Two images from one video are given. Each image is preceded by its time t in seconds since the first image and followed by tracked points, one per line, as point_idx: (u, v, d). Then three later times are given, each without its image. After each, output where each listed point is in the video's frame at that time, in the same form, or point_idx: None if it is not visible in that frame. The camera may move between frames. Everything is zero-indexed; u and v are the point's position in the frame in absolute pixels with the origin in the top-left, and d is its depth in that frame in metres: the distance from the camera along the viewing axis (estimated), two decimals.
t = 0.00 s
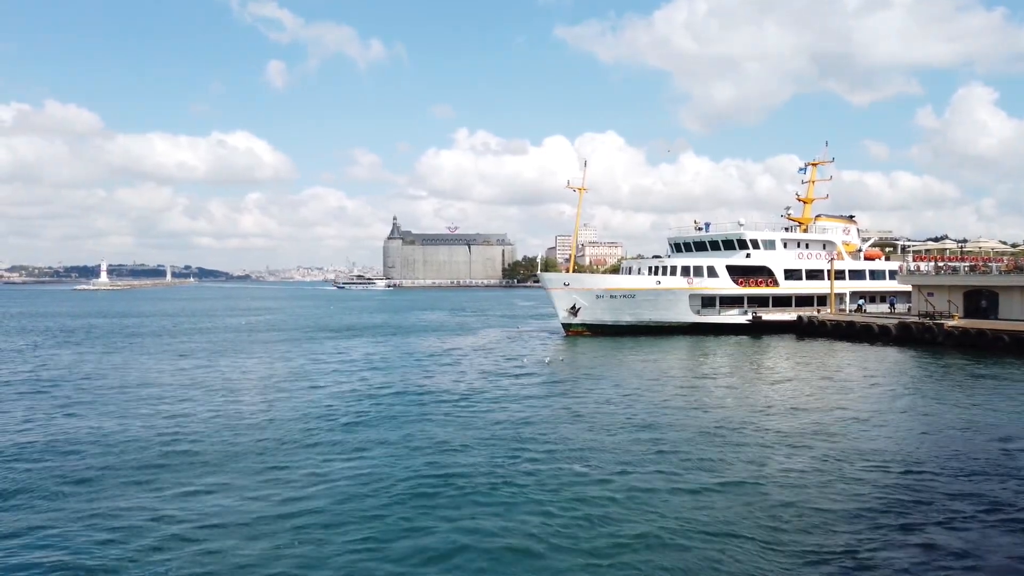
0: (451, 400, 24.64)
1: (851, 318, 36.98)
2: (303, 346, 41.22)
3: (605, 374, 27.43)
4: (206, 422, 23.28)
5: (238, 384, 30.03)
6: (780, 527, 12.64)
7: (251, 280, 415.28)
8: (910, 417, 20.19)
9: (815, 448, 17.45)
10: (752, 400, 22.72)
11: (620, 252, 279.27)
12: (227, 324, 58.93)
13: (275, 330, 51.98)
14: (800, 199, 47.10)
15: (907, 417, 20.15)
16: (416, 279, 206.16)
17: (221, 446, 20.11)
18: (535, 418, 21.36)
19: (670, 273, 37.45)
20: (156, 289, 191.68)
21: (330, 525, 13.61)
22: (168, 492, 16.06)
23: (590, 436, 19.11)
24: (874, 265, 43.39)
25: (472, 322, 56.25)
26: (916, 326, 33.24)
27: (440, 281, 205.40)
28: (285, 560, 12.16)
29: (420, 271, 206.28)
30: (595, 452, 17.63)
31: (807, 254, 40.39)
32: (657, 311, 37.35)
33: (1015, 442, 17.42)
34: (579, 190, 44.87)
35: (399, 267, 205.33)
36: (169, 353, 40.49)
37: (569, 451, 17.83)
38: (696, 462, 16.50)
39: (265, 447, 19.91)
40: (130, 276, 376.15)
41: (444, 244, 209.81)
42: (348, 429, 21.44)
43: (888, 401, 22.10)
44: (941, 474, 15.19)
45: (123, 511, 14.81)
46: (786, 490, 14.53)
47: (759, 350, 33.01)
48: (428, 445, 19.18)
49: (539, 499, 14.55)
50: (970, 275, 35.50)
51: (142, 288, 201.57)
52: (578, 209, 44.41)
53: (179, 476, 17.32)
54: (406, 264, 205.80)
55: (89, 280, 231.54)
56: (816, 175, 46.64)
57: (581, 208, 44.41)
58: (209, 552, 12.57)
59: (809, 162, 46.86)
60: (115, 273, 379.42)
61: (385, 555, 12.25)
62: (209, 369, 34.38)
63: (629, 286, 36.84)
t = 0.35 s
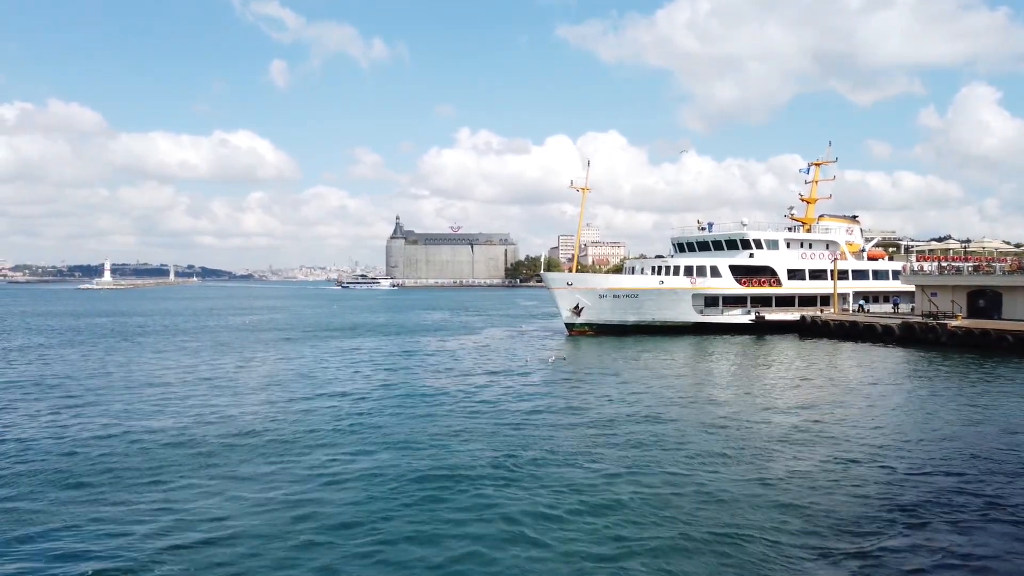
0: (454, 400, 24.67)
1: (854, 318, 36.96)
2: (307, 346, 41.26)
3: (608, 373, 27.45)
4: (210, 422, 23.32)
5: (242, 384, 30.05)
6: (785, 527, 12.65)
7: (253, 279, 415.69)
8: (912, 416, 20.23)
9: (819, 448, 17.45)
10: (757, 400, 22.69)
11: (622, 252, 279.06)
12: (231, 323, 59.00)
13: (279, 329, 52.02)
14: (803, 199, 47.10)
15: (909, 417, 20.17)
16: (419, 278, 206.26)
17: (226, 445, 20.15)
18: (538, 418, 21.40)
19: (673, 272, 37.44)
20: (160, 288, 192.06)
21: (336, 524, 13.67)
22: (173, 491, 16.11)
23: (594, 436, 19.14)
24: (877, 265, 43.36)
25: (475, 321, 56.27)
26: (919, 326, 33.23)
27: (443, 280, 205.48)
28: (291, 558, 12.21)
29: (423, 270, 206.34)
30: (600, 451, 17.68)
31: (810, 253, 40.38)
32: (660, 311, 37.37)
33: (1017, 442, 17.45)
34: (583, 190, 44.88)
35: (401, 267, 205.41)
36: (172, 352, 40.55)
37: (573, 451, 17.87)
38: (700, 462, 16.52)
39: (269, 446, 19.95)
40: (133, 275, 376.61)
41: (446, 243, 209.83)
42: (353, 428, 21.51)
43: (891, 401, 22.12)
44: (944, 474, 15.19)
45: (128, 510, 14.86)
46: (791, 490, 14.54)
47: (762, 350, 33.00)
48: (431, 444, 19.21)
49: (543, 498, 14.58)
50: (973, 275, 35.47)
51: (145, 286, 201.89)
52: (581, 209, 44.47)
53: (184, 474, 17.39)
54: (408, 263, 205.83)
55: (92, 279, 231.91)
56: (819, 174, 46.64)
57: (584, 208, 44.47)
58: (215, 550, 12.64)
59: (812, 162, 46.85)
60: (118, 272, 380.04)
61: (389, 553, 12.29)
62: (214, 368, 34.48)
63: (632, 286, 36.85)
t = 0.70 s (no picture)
0: (459, 398, 24.73)
1: (857, 317, 36.91)
2: (311, 344, 41.35)
3: (612, 372, 27.49)
4: (215, 419, 23.41)
5: (246, 381, 30.14)
6: (789, 526, 12.62)
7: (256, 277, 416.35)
8: (918, 416, 20.20)
9: (822, 447, 17.41)
10: (759, 399, 22.64)
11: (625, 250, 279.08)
12: (235, 321, 59.17)
13: (284, 327, 52.14)
14: (807, 198, 47.11)
15: (914, 416, 20.13)
16: (422, 277, 206.61)
17: (231, 443, 20.24)
18: (542, 416, 21.43)
19: (676, 271, 37.48)
20: (163, 286, 192.63)
21: (339, 522, 13.65)
22: (178, 488, 16.21)
23: (597, 434, 19.13)
24: (881, 264, 43.32)
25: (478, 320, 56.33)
26: (922, 326, 33.16)
27: (446, 279, 205.70)
28: (294, 557, 12.20)
29: (426, 269, 206.67)
30: (603, 450, 17.64)
31: (813, 253, 40.36)
32: (663, 310, 37.36)
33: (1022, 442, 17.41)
34: (585, 190, 45.63)
35: (405, 266, 205.77)
36: (177, 350, 40.69)
37: (578, 448, 17.92)
38: (703, 461, 16.48)
39: (274, 443, 20.05)
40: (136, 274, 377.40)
41: (449, 242, 210.00)
42: (356, 426, 21.51)
43: (896, 400, 22.09)
44: (948, 474, 15.17)
45: (134, 507, 14.95)
46: (794, 490, 14.50)
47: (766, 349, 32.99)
48: (436, 442, 19.29)
49: (547, 496, 14.63)
50: (977, 275, 35.41)
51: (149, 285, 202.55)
52: (585, 208, 44.63)
53: (189, 472, 17.46)
54: (411, 262, 206.15)
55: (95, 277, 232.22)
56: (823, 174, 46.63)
57: (587, 207, 44.63)
58: (221, 547, 12.72)
59: (816, 162, 46.82)
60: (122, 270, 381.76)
61: (394, 550, 12.35)
62: (217, 366, 34.55)
63: (635, 285, 36.88)
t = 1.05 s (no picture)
0: (460, 398, 24.74)
1: (860, 317, 36.89)
2: (313, 343, 41.36)
3: (614, 372, 27.49)
4: (217, 419, 23.44)
5: (248, 381, 30.16)
6: (789, 526, 12.66)
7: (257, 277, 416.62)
8: (921, 416, 20.15)
9: (823, 448, 17.43)
10: (760, 400, 22.63)
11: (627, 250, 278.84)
12: (238, 321, 59.20)
13: (286, 327, 52.13)
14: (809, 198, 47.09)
15: (917, 417, 20.13)
16: (424, 276, 206.65)
17: (233, 442, 20.28)
18: (544, 416, 21.44)
19: (678, 271, 37.47)
20: (166, 286, 192.82)
21: (341, 523, 13.66)
22: (181, 487, 16.25)
23: (599, 434, 19.15)
24: (883, 264, 43.28)
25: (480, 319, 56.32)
26: (925, 326, 33.12)
27: (447, 278, 205.71)
28: (295, 557, 12.20)
29: (428, 268, 206.74)
30: (605, 450, 17.66)
31: (815, 253, 40.35)
32: (664, 310, 37.37)
33: None
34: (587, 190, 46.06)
35: (407, 266, 205.82)
36: (179, 349, 40.71)
37: (579, 448, 17.95)
38: (704, 462, 16.50)
39: (276, 443, 20.08)
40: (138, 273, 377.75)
41: (451, 241, 210.01)
42: (358, 426, 21.53)
43: (900, 401, 22.04)
44: (949, 474, 15.18)
45: (136, 506, 14.99)
46: (795, 490, 14.50)
47: (768, 349, 32.98)
48: (437, 442, 19.31)
49: (549, 496, 14.65)
50: (980, 275, 35.37)
51: (152, 284, 202.90)
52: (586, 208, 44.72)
53: (191, 472, 17.49)
54: (413, 261, 206.17)
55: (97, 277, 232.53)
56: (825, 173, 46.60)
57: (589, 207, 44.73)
58: (223, 547, 12.75)
59: (818, 161, 46.79)
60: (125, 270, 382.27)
61: (396, 550, 12.38)
62: (219, 366, 34.60)
63: (637, 285, 36.87)
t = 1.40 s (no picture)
0: (464, 398, 24.79)
1: (862, 317, 36.89)
2: (315, 343, 41.41)
3: (617, 371, 27.52)
4: (220, 419, 23.49)
5: (251, 381, 30.19)
6: (791, 526, 12.69)
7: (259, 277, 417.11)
8: (925, 416, 20.14)
9: (827, 447, 17.44)
10: (764, 400, 22.63)
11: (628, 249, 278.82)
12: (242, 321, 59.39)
13: (288, 326, 52.23)
14: (811, 198, 47.10)
15: (921, 417, 20.12)
16: (426, 276, 206.99)
17: (237, 442, 20.32)
18: (546, 417, 21.48)
19: (680, 271, 37.48)
20: (169, 286, 193.30)
21: (347, 523, 13.68)
22: (185, 487, 16.32)
23: (602, 434, 19.20)
24: (886, 264, 43.30)
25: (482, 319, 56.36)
26: (927, 326, 33.12)
27: (449, 278, 205.91)
28: (301, 556, 12.24)
29: (430, 268, 207.06)
30: (608, 450, 17.67)
31: (818, 253, 40.37)
32: (667, 310, 37.39)
33: None
34: (590, 190, 46.07)
35: (409, 266, 206.16)
36: (182, 349, 40.79)
37: (582, 448, 18.01)
38: (706, 462, 16.51)
39: (280, 442, 20.11)
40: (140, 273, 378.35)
41: (453, 241, 210.16)
42: (362, 426, 21.57)
43: (904, 401, 22.05)
44: (952, 473, 15.19)
45: (140, 505, 15.06)
46: (796, 489, 14.54)
47: (770, 349, 33.00)
48: (441, 442, 19.35)
49: (552, 496, 14.69)
50: (982, 275, 35.37)
51: (154, 285, 203.15)
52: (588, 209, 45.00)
53: (195, 471, 17.53)
54: (415, 261, 206.59)
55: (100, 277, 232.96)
56: (827, 173, 46.64)
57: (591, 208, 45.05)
58: (227, 546, 12.79)
59: (820, 161, 46.79)
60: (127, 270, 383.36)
61: (400, 549, 12.42)
62: (222, 366, 34.67)
63: (639, 285, 36.87)
